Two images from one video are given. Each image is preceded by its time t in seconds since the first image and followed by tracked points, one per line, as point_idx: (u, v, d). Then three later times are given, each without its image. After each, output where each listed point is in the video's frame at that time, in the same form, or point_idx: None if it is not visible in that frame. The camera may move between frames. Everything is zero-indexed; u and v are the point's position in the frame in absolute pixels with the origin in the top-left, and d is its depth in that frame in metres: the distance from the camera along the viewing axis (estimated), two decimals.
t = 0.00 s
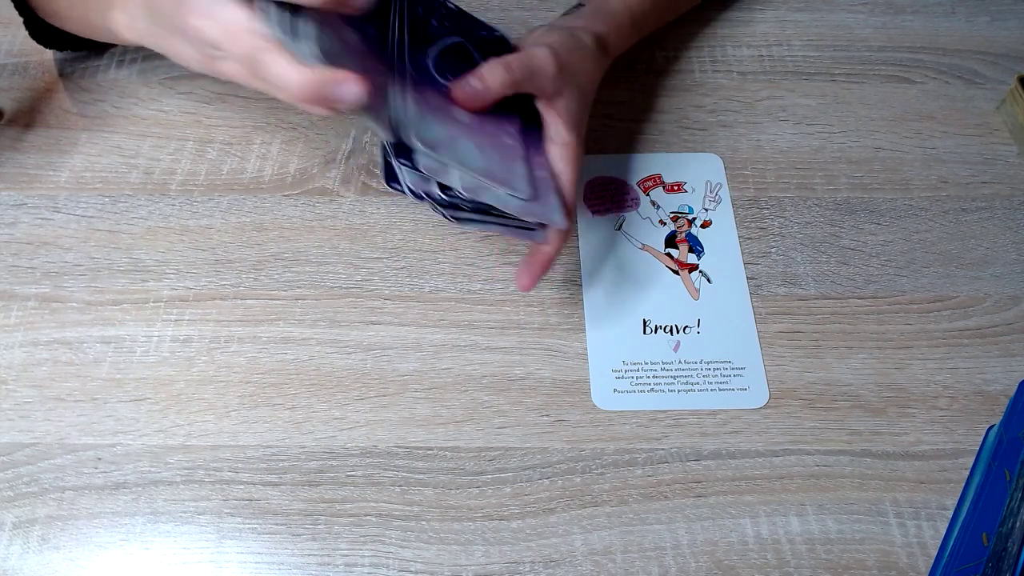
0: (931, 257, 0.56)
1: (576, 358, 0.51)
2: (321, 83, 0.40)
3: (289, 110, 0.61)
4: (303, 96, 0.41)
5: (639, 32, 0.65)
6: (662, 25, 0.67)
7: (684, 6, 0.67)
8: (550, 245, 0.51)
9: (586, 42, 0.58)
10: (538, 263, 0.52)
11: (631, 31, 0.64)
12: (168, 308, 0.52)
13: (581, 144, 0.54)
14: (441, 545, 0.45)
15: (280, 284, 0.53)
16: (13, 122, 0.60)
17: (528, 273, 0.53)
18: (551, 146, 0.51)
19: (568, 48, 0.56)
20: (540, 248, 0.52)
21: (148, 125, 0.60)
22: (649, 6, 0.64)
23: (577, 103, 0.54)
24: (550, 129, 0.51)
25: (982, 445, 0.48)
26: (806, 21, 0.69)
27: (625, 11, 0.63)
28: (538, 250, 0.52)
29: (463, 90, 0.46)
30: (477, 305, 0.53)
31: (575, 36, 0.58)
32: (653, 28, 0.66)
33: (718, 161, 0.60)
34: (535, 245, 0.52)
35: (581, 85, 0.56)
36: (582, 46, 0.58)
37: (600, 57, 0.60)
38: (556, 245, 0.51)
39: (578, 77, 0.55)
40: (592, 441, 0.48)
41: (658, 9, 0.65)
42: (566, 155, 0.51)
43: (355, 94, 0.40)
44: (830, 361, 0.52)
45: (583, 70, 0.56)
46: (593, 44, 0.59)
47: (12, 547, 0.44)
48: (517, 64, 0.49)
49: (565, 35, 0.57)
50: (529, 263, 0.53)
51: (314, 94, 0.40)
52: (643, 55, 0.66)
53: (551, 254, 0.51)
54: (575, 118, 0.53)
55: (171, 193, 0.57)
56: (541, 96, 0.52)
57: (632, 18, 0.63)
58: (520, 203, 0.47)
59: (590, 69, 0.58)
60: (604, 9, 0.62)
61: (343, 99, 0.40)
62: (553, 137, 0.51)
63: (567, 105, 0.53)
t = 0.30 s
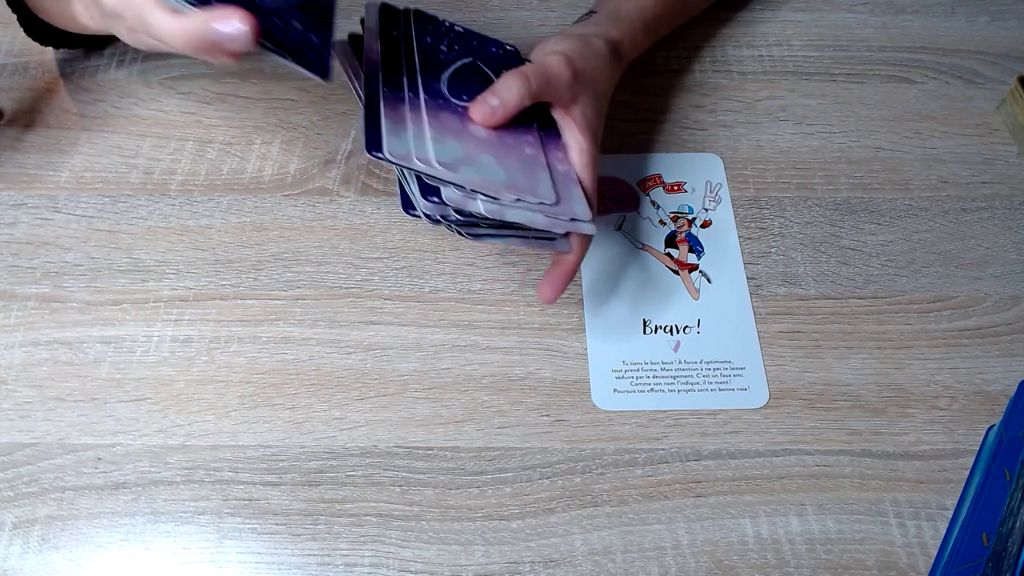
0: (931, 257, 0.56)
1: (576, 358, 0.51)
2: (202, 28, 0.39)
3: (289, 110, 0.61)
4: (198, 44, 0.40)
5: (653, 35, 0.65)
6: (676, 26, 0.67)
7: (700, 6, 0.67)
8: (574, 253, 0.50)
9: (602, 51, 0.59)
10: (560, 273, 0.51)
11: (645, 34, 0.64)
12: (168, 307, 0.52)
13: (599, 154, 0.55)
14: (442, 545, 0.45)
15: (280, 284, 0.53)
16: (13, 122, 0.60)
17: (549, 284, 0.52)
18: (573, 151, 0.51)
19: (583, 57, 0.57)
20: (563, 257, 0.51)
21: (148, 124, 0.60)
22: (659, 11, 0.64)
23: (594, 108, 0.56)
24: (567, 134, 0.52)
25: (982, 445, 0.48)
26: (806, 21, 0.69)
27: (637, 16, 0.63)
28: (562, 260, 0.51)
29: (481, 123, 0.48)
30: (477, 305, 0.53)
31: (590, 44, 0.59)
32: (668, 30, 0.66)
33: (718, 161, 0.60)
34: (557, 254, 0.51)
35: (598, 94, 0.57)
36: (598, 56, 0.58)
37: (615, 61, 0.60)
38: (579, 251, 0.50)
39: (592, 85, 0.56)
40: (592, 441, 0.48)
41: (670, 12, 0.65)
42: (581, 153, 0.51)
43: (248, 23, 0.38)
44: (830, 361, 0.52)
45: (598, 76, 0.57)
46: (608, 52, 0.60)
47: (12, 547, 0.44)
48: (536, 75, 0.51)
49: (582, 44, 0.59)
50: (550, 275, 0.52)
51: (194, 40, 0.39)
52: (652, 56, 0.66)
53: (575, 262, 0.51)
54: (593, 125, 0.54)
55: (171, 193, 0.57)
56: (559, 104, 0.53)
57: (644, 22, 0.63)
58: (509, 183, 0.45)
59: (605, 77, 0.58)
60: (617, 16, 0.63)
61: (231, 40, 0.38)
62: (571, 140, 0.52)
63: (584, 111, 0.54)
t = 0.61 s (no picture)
0: (931, 257, 0.56)
1: (576, 358, 0.51)
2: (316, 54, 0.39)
3: (289, 110, 0.61)
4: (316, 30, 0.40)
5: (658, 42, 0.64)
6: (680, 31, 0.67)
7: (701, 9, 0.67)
8: (555, 259, 0.51)
9: (602, 59, 0.58)
10: (539, 280, 0.52)
11: (648, 41, 0.63)
12: (168, 308, 0.52)
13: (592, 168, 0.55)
14: (442, 545, 0.45)
15: (280, 284, 0.53)
16: (13, 122, 0.60)
17: (529, 292, 0.52)
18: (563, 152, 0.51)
19: (579, 63, 0.56)
20: (543, 264, 0.52)
21: (148, 124, 0.60)
22: (660, 16, 0.64)
23: (591, 116, 0.55)
24: (562, 144, 0.52)
25: (982, 445, 0.48)
26: (806, 21, 0.69)
27: (638, 25, 0.62)
28: (539, 266, 0.52)
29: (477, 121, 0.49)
30: (477, 305, 0.53)
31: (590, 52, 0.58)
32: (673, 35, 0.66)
33: (718, 161, 0.60)
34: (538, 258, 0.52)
35: (595, 100, 0.56)
36: (597, 63, 0.57)
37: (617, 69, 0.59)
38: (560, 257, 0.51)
39: (591, 92, 0.55)
40: (592, 441, 0.48)
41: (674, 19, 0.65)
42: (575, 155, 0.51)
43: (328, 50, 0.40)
44: (830, 361, 0.52)
45: (596, 81, 0.56)
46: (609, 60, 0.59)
47: (12, 547, 0.44)
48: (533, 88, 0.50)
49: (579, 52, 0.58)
50: (529, 282, 0.52)
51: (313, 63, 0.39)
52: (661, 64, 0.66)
53: (555, 268, 0.51)
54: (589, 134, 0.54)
55: (171, 193, 0.57)
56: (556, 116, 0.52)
57: (644, 28, 0.63)
58: (538, 218, 0.46)
59: (604, 84, 0.57)
60: (617, 25, 0.62)
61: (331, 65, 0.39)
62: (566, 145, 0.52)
63: (582, 121, 0.53)
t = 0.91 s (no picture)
0: (931, 257, 0.56)
1: (576, 358, 0.51)
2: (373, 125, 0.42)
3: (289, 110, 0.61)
4: (394, 71, 0.43)
5: (647, 33, 0.65)
6: (670, 26, 0.67)
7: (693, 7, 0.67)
8: (531, 223, 0.51)
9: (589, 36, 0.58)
10: (518, 242, 0.52)
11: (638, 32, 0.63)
12: (168, 308, 0.52)
13: (570, 140, 0.53)
14: (442, 545, 0.45)
15: (280, 284, 0.53)
16: (13, 122, 0.60)
17: (508, 254, 0.52)
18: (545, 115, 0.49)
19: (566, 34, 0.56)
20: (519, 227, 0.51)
21: (148, 124, 0.60)
22: (655, 7, 0.64)
23: (571, 86, 0.54)
24: (540, 102, 0.49)
25: (982, 444, 0.48)
26: (806, 21, 0.69)
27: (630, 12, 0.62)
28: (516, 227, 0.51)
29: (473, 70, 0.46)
30: (477, 305, 0.53)
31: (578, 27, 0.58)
32: (661, 28, 0.66)
33: (718, 161, 0.60)
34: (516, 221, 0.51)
35: (573, 69, 0.55)
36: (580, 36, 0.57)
37: (601, 50, 0.60)
38: (537, 222, 0.50)
39: (570, 60, 0.55)
40: (592, 441, 0.48)
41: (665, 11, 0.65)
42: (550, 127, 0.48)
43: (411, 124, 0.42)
44: (830, 361, 0.52)
45: (579, 56, 0.56)
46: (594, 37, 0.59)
47: (12, 547, 0.44)
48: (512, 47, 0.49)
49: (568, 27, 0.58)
50: (508, 243, 0.52)
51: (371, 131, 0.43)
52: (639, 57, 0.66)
53: (532, 233, 0.51)
54: (567, 102, 0.52)
55: (171, 193, 0.57)
56: (537, 77, 0.50)
57: (637, 15, 0.63)
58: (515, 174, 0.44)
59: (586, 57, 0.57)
60: (611, 8, 0.62)
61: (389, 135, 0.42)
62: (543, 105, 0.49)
63: (561, 88, 0.52)
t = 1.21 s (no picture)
0: (931, 257, 0.56)
1: (576, 358, 0.51)
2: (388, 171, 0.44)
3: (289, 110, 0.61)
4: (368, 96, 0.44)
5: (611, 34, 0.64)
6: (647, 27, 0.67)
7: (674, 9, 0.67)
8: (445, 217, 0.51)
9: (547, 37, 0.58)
10: (432, 238, 0.52)
11: (599, 32, 0.63)
12: (168, 308, 0.52)
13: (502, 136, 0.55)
14: (442, 545, 0.45)
15: (280, 284, 0.53)
16: (13, 122, 0.60)
17: (419, 252, 0.52)
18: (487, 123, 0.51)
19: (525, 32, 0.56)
20: (436, 223, 0.52)
21: (148, 124, 0.60)
22: (624, 9, 0.63)
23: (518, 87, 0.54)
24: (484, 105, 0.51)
25: (982, 444, 0.47)
26: (806, 21, 0.69)
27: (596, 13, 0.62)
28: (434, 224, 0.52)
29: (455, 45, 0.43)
30: (477, 305, 0.53)
31: (538, 24, 0.58)
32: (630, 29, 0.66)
33: (718, 161, 0.60)
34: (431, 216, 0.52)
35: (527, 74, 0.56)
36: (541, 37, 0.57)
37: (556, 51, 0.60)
38: (452, 217, 0.52)
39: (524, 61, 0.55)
40: (592, 441, 0.48)
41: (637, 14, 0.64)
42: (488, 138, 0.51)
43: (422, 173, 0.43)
44: (830, 361, 0.52)
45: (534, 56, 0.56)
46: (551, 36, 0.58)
47: (12, 547, 0.44)
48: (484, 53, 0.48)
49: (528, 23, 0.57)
50: (420, 240, 0.52)
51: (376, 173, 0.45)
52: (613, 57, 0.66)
53: (448, 228, 0.52)
54: (512, 105, 0.54)
55: (171, 193, 0.57)
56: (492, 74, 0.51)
57: (601, 16, 0.62)
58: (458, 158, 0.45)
59: (541, 58, 0.58)
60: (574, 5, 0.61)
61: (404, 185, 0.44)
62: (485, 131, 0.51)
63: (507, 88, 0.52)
